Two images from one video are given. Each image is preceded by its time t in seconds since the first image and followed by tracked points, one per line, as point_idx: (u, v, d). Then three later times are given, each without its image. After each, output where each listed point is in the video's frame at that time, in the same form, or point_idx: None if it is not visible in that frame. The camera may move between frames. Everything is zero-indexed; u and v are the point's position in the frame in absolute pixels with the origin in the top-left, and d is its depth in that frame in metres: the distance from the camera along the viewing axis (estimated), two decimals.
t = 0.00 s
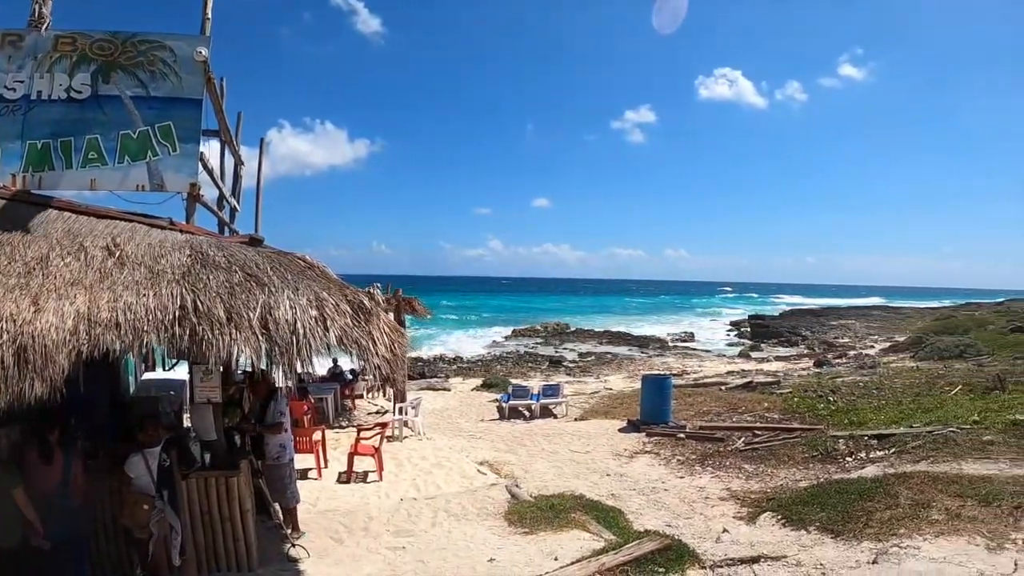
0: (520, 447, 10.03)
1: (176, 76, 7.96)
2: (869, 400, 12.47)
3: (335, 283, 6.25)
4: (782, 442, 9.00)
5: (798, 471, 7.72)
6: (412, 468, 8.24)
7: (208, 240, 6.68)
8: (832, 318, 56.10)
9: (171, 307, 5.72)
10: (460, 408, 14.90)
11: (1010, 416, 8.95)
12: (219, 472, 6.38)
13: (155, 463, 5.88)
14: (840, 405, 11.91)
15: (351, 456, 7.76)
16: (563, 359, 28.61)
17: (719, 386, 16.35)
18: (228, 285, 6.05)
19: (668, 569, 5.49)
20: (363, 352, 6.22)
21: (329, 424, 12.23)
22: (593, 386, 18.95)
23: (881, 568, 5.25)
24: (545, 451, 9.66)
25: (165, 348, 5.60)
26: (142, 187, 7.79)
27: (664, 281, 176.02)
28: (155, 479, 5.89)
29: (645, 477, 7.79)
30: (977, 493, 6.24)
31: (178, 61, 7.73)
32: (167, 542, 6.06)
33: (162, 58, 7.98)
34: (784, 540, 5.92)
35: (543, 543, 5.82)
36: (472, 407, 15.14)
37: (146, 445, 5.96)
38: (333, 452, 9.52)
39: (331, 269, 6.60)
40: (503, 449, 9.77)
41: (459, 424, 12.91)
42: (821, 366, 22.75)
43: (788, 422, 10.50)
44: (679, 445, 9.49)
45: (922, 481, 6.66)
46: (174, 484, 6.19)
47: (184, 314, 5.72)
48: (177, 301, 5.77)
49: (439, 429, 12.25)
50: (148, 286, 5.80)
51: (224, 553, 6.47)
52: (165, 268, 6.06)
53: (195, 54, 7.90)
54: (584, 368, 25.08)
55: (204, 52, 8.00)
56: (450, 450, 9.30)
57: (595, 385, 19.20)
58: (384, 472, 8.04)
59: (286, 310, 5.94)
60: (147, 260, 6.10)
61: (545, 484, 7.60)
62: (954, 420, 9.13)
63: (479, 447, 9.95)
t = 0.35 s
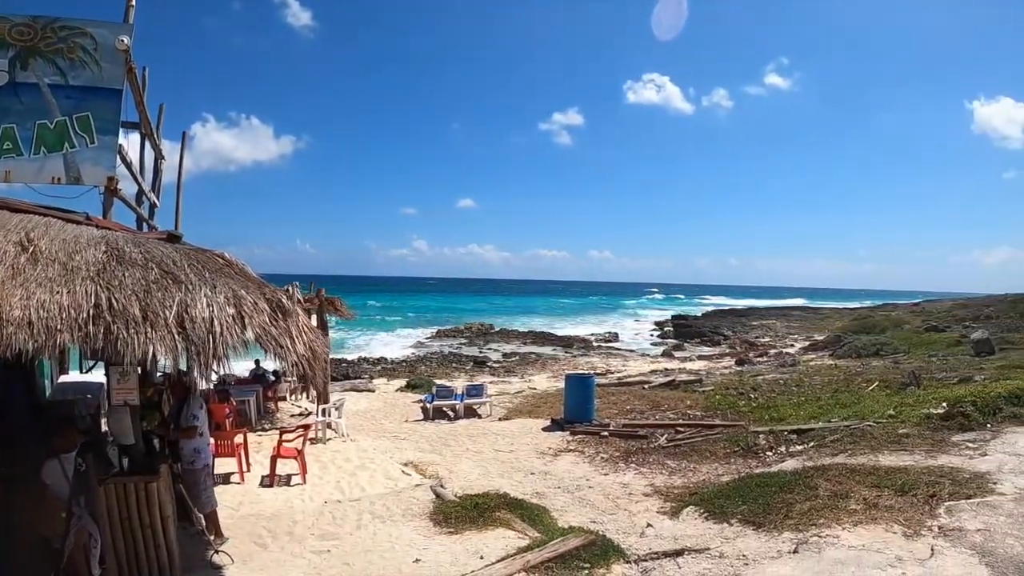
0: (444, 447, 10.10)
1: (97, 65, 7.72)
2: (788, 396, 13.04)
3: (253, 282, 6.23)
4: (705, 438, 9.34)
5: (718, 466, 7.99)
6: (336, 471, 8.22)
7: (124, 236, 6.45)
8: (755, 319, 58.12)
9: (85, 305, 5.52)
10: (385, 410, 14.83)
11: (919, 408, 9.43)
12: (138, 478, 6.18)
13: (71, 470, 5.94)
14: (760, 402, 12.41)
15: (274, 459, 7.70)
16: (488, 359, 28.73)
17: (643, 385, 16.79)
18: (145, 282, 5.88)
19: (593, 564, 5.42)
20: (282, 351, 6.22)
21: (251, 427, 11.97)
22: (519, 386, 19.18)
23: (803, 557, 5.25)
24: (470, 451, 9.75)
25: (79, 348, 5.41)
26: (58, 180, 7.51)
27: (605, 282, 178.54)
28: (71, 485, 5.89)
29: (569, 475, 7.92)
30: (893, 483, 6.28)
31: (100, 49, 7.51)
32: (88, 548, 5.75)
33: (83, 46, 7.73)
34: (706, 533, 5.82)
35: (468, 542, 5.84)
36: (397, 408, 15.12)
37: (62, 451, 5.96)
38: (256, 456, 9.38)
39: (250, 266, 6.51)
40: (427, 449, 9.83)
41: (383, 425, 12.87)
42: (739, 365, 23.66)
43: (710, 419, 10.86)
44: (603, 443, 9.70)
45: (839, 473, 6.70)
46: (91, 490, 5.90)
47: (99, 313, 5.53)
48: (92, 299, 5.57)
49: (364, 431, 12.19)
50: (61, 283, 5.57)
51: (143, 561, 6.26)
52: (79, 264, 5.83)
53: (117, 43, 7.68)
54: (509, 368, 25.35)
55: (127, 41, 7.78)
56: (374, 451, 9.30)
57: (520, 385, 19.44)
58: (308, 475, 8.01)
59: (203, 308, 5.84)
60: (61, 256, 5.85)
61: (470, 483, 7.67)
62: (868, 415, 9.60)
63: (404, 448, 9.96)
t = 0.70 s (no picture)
0: (399, 446, 10.11)
1: (47, 58, 7.58)
2: (743, 393, 13.25)
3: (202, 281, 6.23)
4: (661, 435, 9.43)
5: (671, 462, 8.08)
6: (290, 472, 8.18)
7: (70, 234, 6.29)
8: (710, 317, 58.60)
9: (30, 305, 5.38)
10: (339, 410, 14.70)
11: (871, 403, 9.64)
12: (88, 482, 6.05)
13: (18, 474, 5.79)
14: (715, 399, 12.61)
15: (227, 461, 7.66)
16: (443, 358, 28.59)
17: (598, 383, 16.92)
18: (92, 282, 5.77)
19: (547, 561, 5.40)
20: (229, 351, 6.25)
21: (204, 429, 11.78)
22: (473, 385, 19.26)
23: (755, 550, 5.30)
24: (424, 450, 9.78)
25: (24, 349, 5.27)
26: (6, 176, 7.34)
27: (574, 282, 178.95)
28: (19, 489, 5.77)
29: (524, 472, 7.95)
30: (843, 477, 6.41)
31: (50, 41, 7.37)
32: (36, 555, 5.66)
33: (33, 39, 7.58)
34: (660, 528, 5.85)
35: (423, 542, 5.81)
36: (352, 408, 15.06)
37: (10, 456, 5.79)
38: (208, 458, 9.27)
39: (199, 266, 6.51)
40: (381, 449, 9.83)
41: (337, 425, 12.81)
42: (693, 363, 24.00)
43: (665, 416, 11.01)
44: (557, 441, 9.75)
45: (791, 468, 6.82)
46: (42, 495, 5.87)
47: (45, 313, 5.39)
48: (37, 298, 5.43)
49: (318, 431, 12.12)
50: (5, 282, 5.40)
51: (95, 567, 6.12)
52: (24, 261, 5.66)
53: (68, 36, 7.55)
54: (464, 368, 25.43)
55: (78, 34, 7.64)
56: (328, 452, 9.27)
57: (474, 383, 19.52)
58: (262, 477, 7.96)
59: (151, 307, 5.78)
60: (4, 253, 5.66)
61: (425, 482, 7.67)
62: (822, 410, 9.79)
63: (358, 448, 9.91)
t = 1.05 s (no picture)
0: (345, 447, 10.06)
1: None
2: (690, 390, 13.41)
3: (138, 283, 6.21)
4: (608, 433, 9.48)
5: (617, 459, 8.11)
6: (235, 475, 8.07)
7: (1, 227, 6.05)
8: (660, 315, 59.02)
9: None
10: (285, 411, 14.54)
11: (816, 400, 9.82)
12: (26, 489, 5.84)
13: None
14: (662, 396, 12.78)
15: (171, 464, 7.53)
16: (391, 357, 28.39)
17: (546, 381, 17.02)
18: (25, 281, 5.59)
19: (493, 560, 5.37)
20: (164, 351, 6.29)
21: (148, 433, 11.53)
22: (421, 384, 19.28)
23: (699, 546, 5.31)
24: (371, 450, 9.75)
25: None
26: None
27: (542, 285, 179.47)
28: None
29: (470, 472, 7.91)
30: (787, 471, 6.46)
31: None
32: None
33: None
34: (606, 525, 5.84)
35: (369, 544, 5.73)
36: (299, 409, 14.92)
37: None
38: (151, 462, 9.07)
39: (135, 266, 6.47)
40: (327, 451, 9.76)
41: (283, 427, 12.67)
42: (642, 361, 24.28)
43: (612, 413, 11.11)
44: (505, 439, 9.76)
45: (735, 464, 6.87)
46: None
47: None
48: None
49: (263, 433, 11.98)
50: None
51: None
52: None
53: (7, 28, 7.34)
54: (411, 367, 25.45)
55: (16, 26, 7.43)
56: (273, 454, 9.17)
57: (422, 382, 19.53)
58: (207, 480, 7.84)
59: (86, 308, 5.68)
60: None
61: (372, 483, 7.61)
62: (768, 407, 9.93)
63: (304, 450, 9.85)
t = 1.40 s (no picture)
0: (285, 450, 10.01)
1: None
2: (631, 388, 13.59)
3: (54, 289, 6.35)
4: (549, 432, 9.58)
5: (557, 457, 8.14)
6: (173, 480, 7.95)
7: None
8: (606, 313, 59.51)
9: None
10: (224, 414, 14.38)
11: (753, 395, 9.81)
12: None
13: None
14: (603, 393, 12.98)
15: (106, 470, 7.39)
16: (331, 357, 28.15)
17: (488, 380, 17.10)
18: None
19: (432, 561, 5.35)
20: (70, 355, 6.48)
21: (84, 438, 11.29)
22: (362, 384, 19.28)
23: (637, 542, 5.33)
24: (310, 452, 9.71)
25: None
26: None
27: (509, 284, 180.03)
28: None
29: (411, 472, 7.86)
30: (725, 466, 6.53)
31: None
32: None
33: None
34: (546, 523, 5.84)
35: (307, 548, 5.66)
36: (239, 411, 14.77)
37: None
38: (85, 468, 8.86)
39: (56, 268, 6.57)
40: (266, 454, 9.69)
41: (221, 430, 12.52)
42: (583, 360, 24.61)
43: (553, 412, 11.21)
44: (445, 439, 9.79)
45: (674, 459, 6.94)
46: None
47: None
48: None
49: (201, 436, 11.82)
50: None
51: None
52: None
53: None
54: (352, 367, 25.41)
55: None
56: (210, 458, 9.06)
57: (362, 382, 19.51)
58: (144, 486, 7.70)
59: (13, 309, 5.72)
60: None
61: (311, 486, 7.56)
62: (705, 403, 10.00)
63: (244, 453, 9.80)
